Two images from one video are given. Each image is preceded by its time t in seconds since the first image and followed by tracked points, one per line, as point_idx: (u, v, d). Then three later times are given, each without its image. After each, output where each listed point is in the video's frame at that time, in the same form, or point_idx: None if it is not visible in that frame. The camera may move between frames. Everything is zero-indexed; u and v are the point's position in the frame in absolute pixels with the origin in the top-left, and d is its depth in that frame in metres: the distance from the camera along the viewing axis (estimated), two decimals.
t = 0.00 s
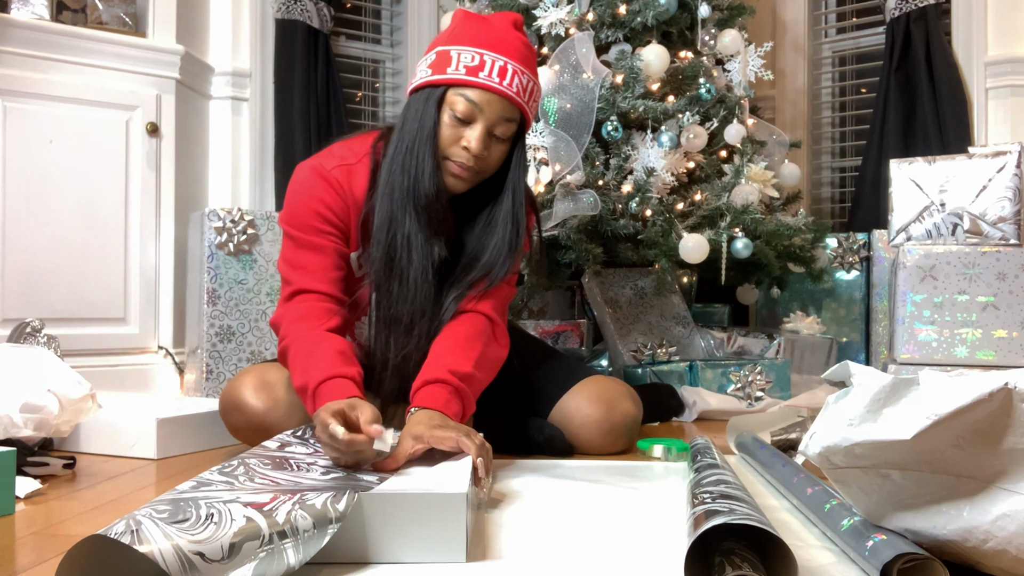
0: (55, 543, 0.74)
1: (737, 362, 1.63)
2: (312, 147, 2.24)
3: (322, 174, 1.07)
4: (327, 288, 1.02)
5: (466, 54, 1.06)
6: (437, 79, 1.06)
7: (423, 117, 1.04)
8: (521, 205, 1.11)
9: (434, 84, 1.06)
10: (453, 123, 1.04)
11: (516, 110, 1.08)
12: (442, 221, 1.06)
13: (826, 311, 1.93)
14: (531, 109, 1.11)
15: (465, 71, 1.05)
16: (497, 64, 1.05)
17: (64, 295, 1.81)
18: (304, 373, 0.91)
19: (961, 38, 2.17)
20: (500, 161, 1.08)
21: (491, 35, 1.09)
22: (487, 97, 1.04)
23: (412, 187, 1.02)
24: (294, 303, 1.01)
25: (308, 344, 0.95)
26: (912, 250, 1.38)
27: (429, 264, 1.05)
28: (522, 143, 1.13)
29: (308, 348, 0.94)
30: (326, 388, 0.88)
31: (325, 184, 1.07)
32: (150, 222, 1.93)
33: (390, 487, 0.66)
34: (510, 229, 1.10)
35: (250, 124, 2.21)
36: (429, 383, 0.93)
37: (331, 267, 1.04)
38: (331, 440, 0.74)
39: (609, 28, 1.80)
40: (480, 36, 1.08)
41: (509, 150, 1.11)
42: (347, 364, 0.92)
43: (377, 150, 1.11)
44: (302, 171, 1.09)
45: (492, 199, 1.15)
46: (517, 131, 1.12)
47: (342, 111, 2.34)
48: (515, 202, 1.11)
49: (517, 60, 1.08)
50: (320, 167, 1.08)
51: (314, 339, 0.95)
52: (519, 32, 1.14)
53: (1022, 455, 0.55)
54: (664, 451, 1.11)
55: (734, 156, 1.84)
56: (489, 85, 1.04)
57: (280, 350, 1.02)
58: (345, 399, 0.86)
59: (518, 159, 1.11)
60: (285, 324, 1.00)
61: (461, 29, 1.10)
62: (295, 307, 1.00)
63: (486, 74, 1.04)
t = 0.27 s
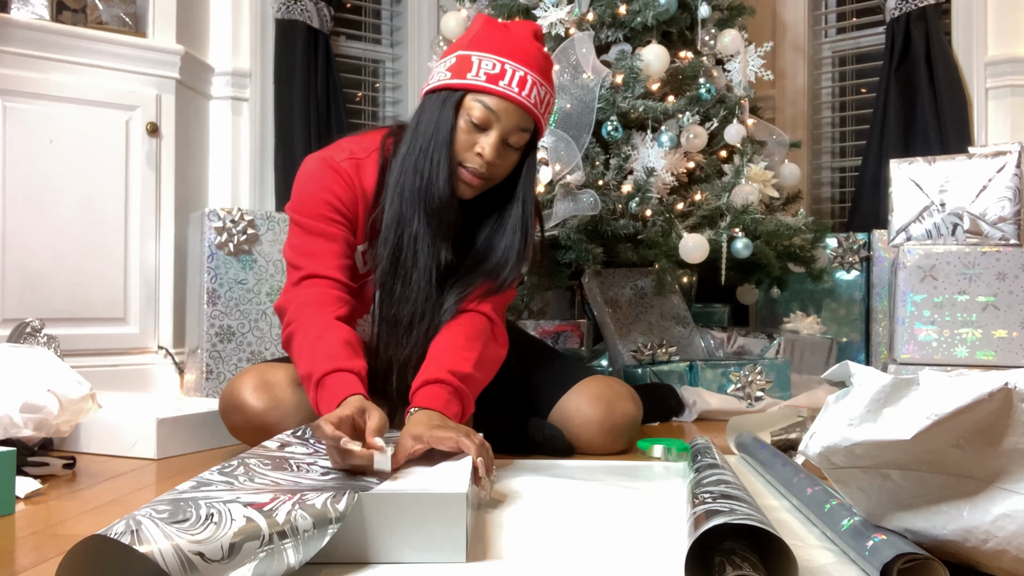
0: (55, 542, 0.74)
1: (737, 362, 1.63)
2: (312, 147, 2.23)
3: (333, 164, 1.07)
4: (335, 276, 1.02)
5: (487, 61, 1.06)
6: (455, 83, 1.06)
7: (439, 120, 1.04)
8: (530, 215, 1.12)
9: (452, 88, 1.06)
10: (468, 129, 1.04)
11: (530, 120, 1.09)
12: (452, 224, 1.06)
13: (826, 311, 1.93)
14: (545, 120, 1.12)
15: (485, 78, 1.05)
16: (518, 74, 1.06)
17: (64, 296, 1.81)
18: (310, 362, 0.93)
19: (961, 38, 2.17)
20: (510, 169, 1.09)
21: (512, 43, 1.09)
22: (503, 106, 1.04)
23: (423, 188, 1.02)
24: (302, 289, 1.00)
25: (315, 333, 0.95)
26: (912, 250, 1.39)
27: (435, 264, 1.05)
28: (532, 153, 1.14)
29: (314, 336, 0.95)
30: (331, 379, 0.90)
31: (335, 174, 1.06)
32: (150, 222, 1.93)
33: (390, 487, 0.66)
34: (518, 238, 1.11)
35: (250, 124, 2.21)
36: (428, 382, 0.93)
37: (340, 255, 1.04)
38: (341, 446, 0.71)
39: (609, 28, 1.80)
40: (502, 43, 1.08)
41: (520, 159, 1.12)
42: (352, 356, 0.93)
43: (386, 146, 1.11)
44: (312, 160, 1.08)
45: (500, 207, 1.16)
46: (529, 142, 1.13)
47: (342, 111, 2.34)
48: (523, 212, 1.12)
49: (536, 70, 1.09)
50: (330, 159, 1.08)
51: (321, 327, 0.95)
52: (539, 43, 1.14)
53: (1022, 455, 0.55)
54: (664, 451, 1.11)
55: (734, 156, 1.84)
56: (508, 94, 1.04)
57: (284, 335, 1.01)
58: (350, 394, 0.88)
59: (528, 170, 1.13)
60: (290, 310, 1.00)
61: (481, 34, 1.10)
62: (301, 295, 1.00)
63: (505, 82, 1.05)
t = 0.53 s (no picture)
0: (55, 542, 0.74)
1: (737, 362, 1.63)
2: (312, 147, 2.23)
3: (342, 158, 1.08)
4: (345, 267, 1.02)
5: (503, 68, 1.07)
6: (471, 88, 1.06)
7: (453, 125, 1.04)
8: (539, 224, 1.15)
9: (467, 93, 1.07)
10: (481, 134, 1.05)
11: (541, 129, 1.10)
12: (463, 228, 1.07)
13: (825, 311, 1.93)
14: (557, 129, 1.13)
15: (500, 84, 1.05)
16: (533, 83, 1.07)
17: (64, 296, 1.81)
18: (321, 354, 0.92)
19: (961, 38, 2.17)
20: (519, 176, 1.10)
21: (528, 51, 1.10)
22: (516, 115, 1.05)
23: (437, 193, 1.03)
24: (313, 280, 1.00)
25: (326, 325, 0.95)
26: (912, 250, 1.39)
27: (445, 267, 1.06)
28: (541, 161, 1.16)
29: (324, 328, 0.94)
30: (341, 371, 0.89)
31: (345, 168, 1.07)
32: (150, 222, 1.93)
33: (390, 487, 0.66)
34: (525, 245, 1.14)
35: (250, 124, 2.21)
36: (429, 381, 0.93)
37: (349, 247, 1.04)
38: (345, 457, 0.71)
39: (609, 28, 1.81)
40: (518, 51, 1.09)
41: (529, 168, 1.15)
42: (363, 349, 0.93)
43: (395, 143, 1.12)
44: (321, 154, 1.09)
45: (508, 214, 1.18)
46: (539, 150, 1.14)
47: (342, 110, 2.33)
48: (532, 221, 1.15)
49: (550, 80, 1.10)
50: (339, 152, 1.08)
51: (332, 319, 0.95)
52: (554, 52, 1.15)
53: (1022, 455, 0.55)
54: (664, 451, 1.11)
55: (734, 156, 1.84)
56: (522, 103, 1.05)
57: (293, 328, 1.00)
58: (360, 388, 0.87)
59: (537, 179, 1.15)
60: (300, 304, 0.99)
61: (498, 41, 1.11)
62: (311, 287, 0.99)
63: (520, 90, 1.06)
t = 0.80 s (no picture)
0: (55, 542, 0.74)
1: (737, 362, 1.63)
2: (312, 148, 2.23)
3: (346, 155, 1.08)
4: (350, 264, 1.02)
5: (508, 70, 1.07)
6: (475, 90, 1.06)
7: (457, 126, 1.04)
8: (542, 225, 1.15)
9: (471, 94, 1.07)
10: (485, 136, 1.05)
11: (545, 131, 1.10)
12: (467, 229, 1.07)
13: (826, 311, 1.93)
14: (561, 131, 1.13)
15: (505, 87, 1.05)
16: (538, 86, 1.07)
17: (64, 296, 1.81)
18: (326, 350, 0.92)
19: (961, 38, 2.17)
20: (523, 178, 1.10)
21: (533, 54, 1.10)
22: (521, 118, 1.05)
23: (442, 194, 1.03)
24: (317, 276, 1.00)
25: (331, 321, 0.94)
26: (912, 250, 1.39)
27: (449, 268, 1.06)
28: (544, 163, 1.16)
29: (330, 324, 0.94)
30: (347, 368, 0.89)
31: (349, 165, 1.07)
32: (150, 222, 1.93)
33: (390, 487, 0.66)
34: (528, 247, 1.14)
35: (250, 124, 2.21)
36: (429, 381, 0.93)
37: (353, 243, 1.03)
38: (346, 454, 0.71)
39: (609, 28, 1.81)
40: (523, 53, 1.09)
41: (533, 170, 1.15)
42: (368, 345, 0.93)
43: (399, 142, 1.12)
44: (325, 151, 1.09)
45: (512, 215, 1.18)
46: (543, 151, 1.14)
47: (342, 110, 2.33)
48: (536, 223, 1.15)
49: (554, 82, 1.10)
50: (343, 150, 1.09)
51: (338, 315, 0.95)
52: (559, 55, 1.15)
53: (1022, 455, 0.55)
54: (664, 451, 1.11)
55: (734, 156, 1.84)
56: (527, 105, 1.05)
57: (296, 323, 1.00)
58: (365, 384, 0.87)
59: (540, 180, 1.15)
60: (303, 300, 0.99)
61: (503, 43, 1.11)
62: (316, 283, 0.99)
63: (525, 93, 1.06)
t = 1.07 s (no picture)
0: (55, 542, 0.74)
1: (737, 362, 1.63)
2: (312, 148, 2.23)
3: (349, 152, 1.08)
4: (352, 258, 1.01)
5: (509, 71, 1.07)
6: (476, 90, 1.06)
7: (458, 127, 1.04)
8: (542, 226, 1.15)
9: (472, 94, 1.07)
10: (486, 136, 1.05)
11: (546, 132, 1.10)
12: (467, 230, 1.07)
13: (825, 311, 1.93)
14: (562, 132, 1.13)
15: (506, 88, 1.05)
16: (539, 87, 1.07)
17: (64, 296, 1.81)
18: (328, 343, 0.92)
19: (961, 38, 2.17)
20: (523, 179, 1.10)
21: (534, 54, 1.10)
22: (522, 119, 1.05)
23: (442, 195, 1.03)
24: (320, 270, 0.99)
25: (333, 314, 0.94)
26: (912, 250, 1.39)
27: (449, 268, 1.06)
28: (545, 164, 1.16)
29: (332, 317, 0.94)
30: (349, 361, 0.89)
31: (351, 161, 1.07)
32: (150, 221, 1.93)
33: (390, 487, 0.66)
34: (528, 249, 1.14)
35: (250, 124, 2.21)
36: (429, 381, 0.93)
37: (356, 238, 1.03)
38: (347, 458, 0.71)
39: (609, 28, 1.81)
40: (524, 54, 1.09)
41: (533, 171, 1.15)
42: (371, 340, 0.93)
43: (400, 141, 1.13)
44: (326, 148, 1.09)
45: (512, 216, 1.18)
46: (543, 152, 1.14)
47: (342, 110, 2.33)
48: (536, 224, 1.15)
49: (555, 83, 1.10)
50: (345, 147, 1.09)
51: (341, 309, 0.95)
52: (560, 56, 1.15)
53: (1022, 455, 0.55)
54: (663, 451, 1.11)
55: (734, 156, 1.84)
56: (527, 106, 1.05)
57: (297, 317, 1.00)
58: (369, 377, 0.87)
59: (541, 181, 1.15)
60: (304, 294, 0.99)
61: (504, 44, 1.11)
62: (317, 278, 0.99)
63: (525, 94, 1.06)
